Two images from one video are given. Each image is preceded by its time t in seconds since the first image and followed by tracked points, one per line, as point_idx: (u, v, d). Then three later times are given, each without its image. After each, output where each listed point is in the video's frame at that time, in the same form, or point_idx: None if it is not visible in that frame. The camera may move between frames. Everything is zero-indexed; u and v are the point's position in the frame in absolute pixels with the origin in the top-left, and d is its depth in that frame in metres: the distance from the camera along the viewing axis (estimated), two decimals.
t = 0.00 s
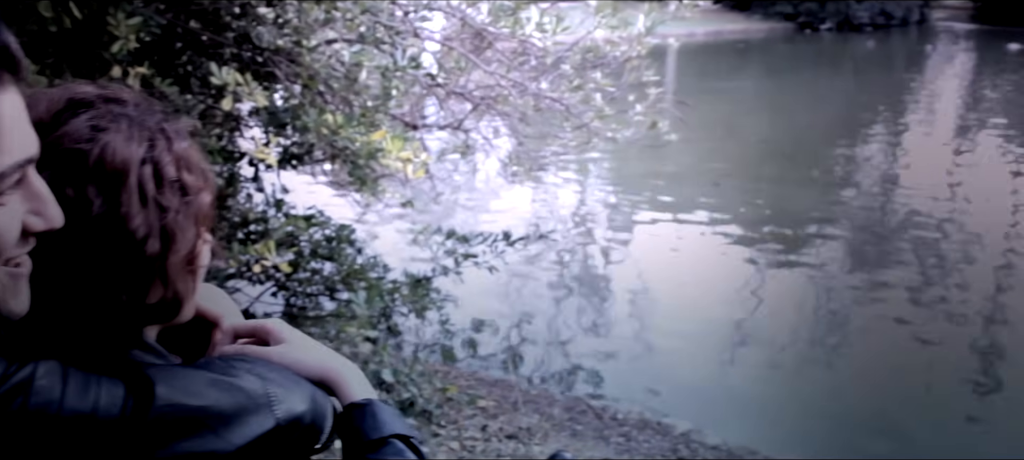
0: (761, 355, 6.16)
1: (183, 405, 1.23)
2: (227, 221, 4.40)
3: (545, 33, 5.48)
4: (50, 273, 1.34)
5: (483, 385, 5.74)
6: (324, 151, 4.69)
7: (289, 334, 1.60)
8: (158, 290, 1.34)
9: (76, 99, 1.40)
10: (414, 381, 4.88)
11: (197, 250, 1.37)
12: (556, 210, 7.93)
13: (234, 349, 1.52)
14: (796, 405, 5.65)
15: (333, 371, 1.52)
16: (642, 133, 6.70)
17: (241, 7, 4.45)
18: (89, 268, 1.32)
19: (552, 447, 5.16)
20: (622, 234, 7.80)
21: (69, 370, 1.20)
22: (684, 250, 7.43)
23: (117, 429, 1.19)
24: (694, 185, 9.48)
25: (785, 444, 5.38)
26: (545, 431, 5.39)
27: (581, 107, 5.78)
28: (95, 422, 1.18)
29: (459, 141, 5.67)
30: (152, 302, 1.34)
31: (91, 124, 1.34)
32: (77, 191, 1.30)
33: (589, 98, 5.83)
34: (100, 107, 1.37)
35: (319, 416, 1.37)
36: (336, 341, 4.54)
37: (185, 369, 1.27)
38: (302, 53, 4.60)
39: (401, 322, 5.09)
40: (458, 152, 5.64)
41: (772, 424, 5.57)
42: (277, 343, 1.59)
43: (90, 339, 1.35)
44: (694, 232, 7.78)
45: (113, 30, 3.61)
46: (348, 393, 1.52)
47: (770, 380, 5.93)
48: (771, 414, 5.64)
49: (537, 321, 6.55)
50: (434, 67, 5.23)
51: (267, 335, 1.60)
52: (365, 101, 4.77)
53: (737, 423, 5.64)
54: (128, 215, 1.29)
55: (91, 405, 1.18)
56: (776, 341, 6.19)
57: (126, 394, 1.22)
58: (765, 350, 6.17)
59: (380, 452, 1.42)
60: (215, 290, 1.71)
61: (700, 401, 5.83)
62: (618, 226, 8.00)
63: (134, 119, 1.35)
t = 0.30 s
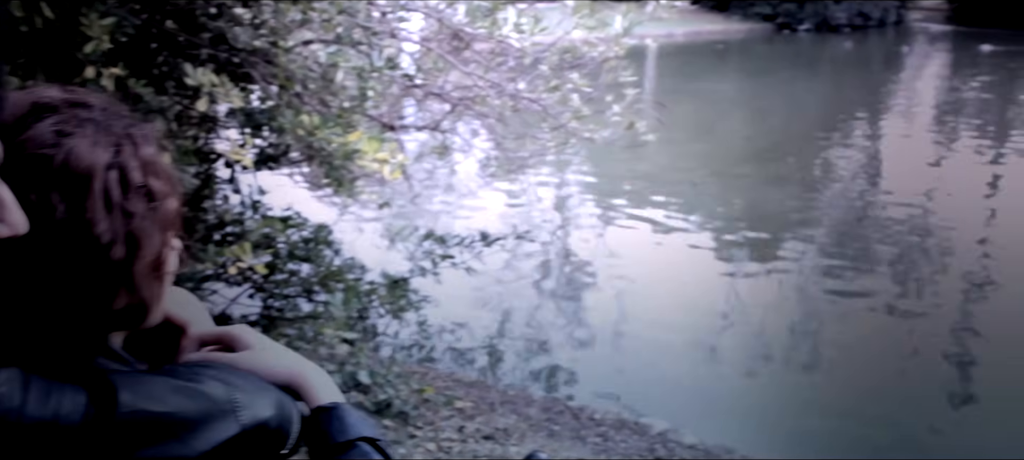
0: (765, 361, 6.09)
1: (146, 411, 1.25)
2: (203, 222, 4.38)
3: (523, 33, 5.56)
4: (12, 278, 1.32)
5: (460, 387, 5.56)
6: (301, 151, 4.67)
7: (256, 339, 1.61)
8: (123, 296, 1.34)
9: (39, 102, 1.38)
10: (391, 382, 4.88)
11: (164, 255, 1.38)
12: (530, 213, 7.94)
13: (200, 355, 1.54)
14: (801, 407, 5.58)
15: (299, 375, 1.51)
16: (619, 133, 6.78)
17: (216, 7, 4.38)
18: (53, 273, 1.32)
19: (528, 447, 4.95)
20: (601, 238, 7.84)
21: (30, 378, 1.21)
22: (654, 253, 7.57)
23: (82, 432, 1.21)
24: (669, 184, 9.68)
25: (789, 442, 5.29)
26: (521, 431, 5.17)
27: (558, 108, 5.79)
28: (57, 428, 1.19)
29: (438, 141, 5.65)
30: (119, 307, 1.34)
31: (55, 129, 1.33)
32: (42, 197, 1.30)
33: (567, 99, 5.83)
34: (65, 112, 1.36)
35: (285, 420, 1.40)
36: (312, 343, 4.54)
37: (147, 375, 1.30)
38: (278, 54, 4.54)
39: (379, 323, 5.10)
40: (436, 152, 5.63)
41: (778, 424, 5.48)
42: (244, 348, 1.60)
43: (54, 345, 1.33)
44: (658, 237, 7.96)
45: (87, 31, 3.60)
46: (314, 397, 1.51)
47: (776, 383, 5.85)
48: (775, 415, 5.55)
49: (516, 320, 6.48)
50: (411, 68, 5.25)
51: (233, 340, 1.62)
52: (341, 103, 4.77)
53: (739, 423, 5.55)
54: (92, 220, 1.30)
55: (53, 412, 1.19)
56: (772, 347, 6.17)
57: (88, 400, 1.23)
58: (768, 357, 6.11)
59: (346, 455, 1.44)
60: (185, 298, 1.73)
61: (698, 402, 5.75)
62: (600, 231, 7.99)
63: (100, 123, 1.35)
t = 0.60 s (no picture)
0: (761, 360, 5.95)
1: (97, 413, 1.22)
2: (172, 224, 4.36)
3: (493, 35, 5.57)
4: None
5: (432, 389, 5.42)
6: (270, 154, 4.62)
7: (215, 340, 1.59)
8: (77, 298, 1.26)
9: None
10: (361, 385, 4.87)
11: (120, 257, 1.30)
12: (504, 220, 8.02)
13: (158, 356, 1.50)
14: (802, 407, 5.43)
15: (258, 375, 1.49)
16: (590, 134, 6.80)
17: (185, 8, 4.36)
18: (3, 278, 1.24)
19: (499, 448, 4.72)
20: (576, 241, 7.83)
21: None
22: (627, 255, 7.58)
23: (31, 436, 1.19)
24: (647, 186, 9.70)
25: (793, 440, 5.13)
26: (494, 432, 4.96)
27: (529, 109, 5.79)
28: (6, 431, 1.17)
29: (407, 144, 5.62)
30: (73, 310, 1.27)
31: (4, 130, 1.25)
32: None
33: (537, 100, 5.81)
34: (15, 113, 1.27)
35: (241, 419, 1.37)
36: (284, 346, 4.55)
37: (102, 377, 1.26)
38: (247, 55, 4.53)
39: (350, 325, 5.08)
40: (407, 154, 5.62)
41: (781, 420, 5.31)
42: (202, 349, 1.58)
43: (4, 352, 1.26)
44: (640, 241, 7.92)
45: (50, 32, 3.60)
46: (272, 397, 1.49)
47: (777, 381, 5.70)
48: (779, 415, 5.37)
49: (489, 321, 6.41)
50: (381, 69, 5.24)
51: (190, 341, 1.59)
52: (310, 106, 4.75)
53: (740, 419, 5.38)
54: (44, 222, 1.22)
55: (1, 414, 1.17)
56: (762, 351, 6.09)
57: (37, 403, 1.20)
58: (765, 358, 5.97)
59: (305, 456, 1.43)
60: (140, 299, 1.70)
61: (700, 400, 5.58)
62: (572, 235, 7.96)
63: (52, 124, 1.26)
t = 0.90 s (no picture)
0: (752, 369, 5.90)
1: (39, 420, 1.21)
2: (135, 227, 4.30)
3: (458, 36, 5.61)
4: None
5: (398, 390, 5.39)
6: (234, 156, 4.57)
7: (166, 345, 1.58)
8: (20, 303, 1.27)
9: None
10: (325, 388, 4.86)
11: (66, 258, 1.31)
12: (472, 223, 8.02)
13: (109, 360, 1.48)
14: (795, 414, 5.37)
15: (211, 380, 1.50)
16: (555, 134, 6.83)
17: (147, 8, 4.35)
18: None
19: (464, 450, 4.68)
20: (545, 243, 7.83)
21: None
22: (595, 256, 7.61)
23: None
24: (615, 185, 9.74)
25: (783, 443, 5.07)
26: (459, 434, 4.91)
27: (494, 110, 5.79)
28: None
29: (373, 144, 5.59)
30: (17, 312, 1.28)
31: None
32: None
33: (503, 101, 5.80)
34: None
35: (187, 420, 1.38)
36: (247, 349, 4.50)
37: (46, 382, 1.26)
38: (210, 57, 4.48)
39: (316, 327, 5.00)
40: (373, 155, 5.61)
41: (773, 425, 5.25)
42: (153, 353, 1.56)
43: None
44: (609, 243, 7.93)
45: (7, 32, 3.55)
46: (225, 401, 1.49)
47: (769, 389, 5.64)
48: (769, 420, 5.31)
49: (456, 323, 6.38)
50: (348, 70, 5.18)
51: (140, 346, 1.57)
52: (275, 107, 4.67)
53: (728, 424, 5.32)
54: None
55: None
56: (734, 354, 6.08)
57: None
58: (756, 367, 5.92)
59: None
60: (90, 306, 1.68)
61: (686, 405, 5.52)
62: (542, 237, 7.96)
63: None
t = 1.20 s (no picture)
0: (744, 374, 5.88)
1: None
2: (98, 231, 4.28)
3: (423, 37, 5.61)
4: None
5: (364, 392, 5.40)
6: (196, 159, 4.55)
7: (118, 353, 1.68)
8: None
9: None
10: (290, 391, 4.86)
11: (10, 263, 1.49)
12: (439, 226, 8.04)
13: (61, 368, 1.60)
14: (799, 422, 5.33)
15: (162, 388, 1.62)
16: (519, 135, 6.87)
17: (108, 10, 4.35)
18: None
19: (428, 452, 4.69)
20: (511, 243, 7.90)
21: None
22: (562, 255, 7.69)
23: None
24: (583, 187, 9.77)
25: (784, 450, 5.03)
26: (424, 436, 4.92)
27: (459, 112, 5.80)
28: None
29: (338, 146, 5.57)
30: None
31: None
32: None
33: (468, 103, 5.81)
34: None
35: (139, 425, 1.51)
36: (211, 353, 4.49)
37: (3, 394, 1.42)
38: (173, 59, 4.45)
39: (282, 332, 4.95)
40: (339, 158, 5.61)
41: (777, 433, 5.21)
42: (105, 360, 1.68)
43: None
44: (577, 244, 7.95)
45: None
46: (176, 406, 1.62)
47: (768, 395, 5.61)
48: (773, 428, 5.27)
49: (423, 326, 6.37)
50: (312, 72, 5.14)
51: (92, 355, 1.69)
52: (238, 109, 4.61)
53: (729, 431, 5.28)
54: None
55: None
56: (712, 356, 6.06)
57: None
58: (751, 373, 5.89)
59: None
60: (48, 315, 1.81)
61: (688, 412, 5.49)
62: (510, 241, 7.96)
63: None
